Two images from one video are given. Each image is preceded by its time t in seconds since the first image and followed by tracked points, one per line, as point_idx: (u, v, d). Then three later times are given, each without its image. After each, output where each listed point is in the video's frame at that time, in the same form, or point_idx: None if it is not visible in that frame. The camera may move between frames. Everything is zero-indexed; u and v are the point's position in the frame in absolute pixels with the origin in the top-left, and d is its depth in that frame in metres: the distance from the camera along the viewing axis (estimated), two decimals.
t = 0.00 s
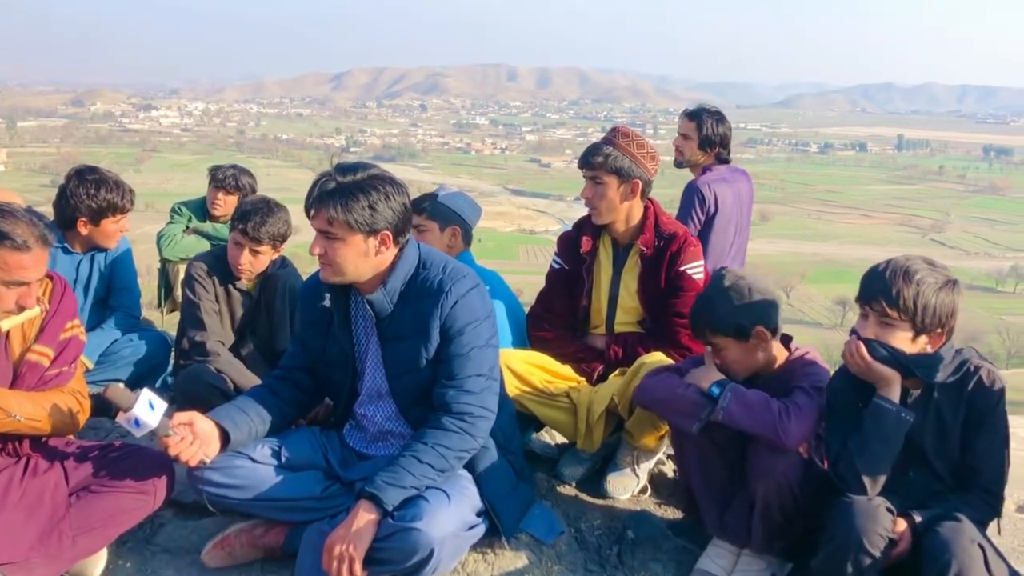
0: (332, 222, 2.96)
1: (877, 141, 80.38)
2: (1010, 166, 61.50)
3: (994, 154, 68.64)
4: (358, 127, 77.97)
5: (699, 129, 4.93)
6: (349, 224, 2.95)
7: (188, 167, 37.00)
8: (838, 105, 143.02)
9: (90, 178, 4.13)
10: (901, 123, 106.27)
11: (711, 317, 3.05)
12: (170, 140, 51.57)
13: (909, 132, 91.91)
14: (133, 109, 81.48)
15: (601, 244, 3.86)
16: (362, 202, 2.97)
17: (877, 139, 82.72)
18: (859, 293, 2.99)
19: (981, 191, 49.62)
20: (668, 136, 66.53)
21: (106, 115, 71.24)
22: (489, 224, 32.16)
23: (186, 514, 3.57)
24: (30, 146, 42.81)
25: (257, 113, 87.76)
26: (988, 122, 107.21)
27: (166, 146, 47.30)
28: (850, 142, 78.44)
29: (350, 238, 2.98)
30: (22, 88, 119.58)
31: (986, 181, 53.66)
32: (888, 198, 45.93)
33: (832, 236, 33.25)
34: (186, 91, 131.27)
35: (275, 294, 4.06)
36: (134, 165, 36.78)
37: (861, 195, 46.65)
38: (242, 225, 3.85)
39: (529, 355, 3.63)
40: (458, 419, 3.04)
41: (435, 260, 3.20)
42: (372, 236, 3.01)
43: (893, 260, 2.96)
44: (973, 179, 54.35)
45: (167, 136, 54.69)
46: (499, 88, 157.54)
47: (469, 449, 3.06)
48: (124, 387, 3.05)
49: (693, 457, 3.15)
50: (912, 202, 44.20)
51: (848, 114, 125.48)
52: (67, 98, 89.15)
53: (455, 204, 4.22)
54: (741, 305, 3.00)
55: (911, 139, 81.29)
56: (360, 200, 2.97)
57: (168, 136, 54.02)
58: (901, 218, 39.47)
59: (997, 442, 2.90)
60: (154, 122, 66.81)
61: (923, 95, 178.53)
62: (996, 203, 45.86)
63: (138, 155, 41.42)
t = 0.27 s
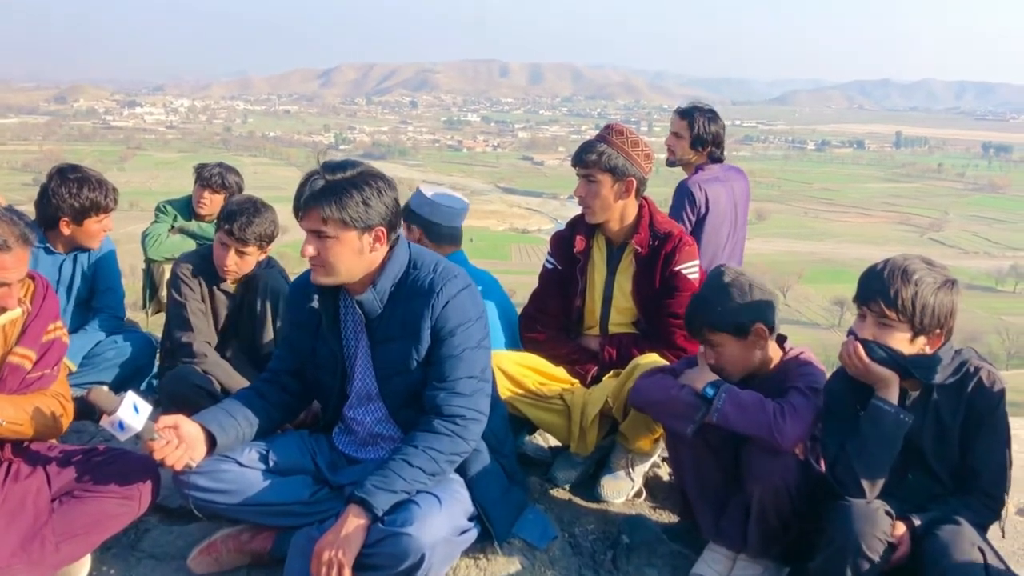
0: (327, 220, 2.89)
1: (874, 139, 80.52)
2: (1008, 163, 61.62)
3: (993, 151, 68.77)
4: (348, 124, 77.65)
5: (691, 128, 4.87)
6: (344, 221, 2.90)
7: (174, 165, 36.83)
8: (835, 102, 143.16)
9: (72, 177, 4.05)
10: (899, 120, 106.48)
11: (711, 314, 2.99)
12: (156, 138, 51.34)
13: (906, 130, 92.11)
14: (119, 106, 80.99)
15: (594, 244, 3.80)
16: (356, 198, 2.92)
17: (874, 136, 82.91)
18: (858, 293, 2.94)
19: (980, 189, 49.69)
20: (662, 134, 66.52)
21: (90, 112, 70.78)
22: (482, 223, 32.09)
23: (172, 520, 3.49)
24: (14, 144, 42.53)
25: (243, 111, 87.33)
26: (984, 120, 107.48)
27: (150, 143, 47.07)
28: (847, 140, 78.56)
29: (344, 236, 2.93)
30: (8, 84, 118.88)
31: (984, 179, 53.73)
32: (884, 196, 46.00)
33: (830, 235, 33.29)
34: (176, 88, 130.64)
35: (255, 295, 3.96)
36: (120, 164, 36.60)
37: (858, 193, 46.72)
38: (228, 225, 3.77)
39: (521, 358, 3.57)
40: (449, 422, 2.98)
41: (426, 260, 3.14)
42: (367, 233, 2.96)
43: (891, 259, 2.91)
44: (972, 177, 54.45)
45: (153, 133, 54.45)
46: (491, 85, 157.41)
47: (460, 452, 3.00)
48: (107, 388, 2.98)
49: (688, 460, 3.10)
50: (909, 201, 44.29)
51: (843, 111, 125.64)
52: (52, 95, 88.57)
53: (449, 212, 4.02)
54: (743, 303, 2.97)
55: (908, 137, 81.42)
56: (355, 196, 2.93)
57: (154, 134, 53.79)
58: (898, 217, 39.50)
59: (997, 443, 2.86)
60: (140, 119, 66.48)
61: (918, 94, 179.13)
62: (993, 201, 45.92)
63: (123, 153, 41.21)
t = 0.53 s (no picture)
0: (324, 216, 2.85)
1: (873, 136, 80.54)
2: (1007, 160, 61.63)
3: (993, 147, 68.75)
4: (340, 121, 77.43)
5: (688, 126, 4.82)
6: (340, 216, 2.87)
7: (159, 163, 36.63)
8: (833, 98, 143.11)
9: (54, 175, 3.98)
10: (898, 117, 106.48)
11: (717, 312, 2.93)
12: (140, 135, 51.04)
13: (905, 126, 92.15)
14: (109, 104, 80.61)
15: (589, 243, 3.73)
16: (351, 192, 2.90)
17: (873, 133, 82.90)
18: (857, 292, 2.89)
19: (980, 186, 49.68)
20: (657, 131, 66.43)
21: (73, 109, 70.32)
22: (476, 221, 32.03)
23: (157, 525, 3.40)
24: None
25: (229, 107, 87.04)
26: (982, 117, 107.56)
27: (135, 140, 46.80)
28: (845, 137, 78.54)
29: (339, 232, 2.89)
30: None
31: (985, 176, 53.67)
32: (883, 194, 46.00)
33: (828, 234, 33.25)
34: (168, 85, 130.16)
35: (237, 294, 3.86)
36: (103, 162, 36.36)
37: (856, 191, 46.69)
38: (203, 227, 3.71)
39: (514, 359, 3.49)
40: (440, 425, 2.91)
41: (416, 259, 3.07)
42: (361, 228, 2.93)
43: (891, 259, 2.85)
44: (973, 174, 54.41)
45: (139, 131, 54.16)
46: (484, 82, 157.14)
47: (452, 456, 2.94)
48: (90, 392, 2.90)
49: (684, 462, 3.04)
50: (908, 199, 44.27)
51: (839, 107, 125.70)
52: (37, 91, 87.95)
53: (423, 214, 3.93)
54: (751, 301, 2.92)
55: (907, 134, 81.41)
56: (350, 189, 2.90)
57: (139, 131, 53.48)
58: (897, 216, 39.48)
59: (1000, 446, 2.80)
60: (125, 116, 66.08)
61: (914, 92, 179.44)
62: (994, 199, 45.88)
63: (107, 150, 40.94)
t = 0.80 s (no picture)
0: (319, 214, 2.84)
1: (869, 134, 80.64)
2: (1003, 157, 61.76)
3: (990, 145, 68.86)
4: (327, 119, 77.15)
5: (681, 124, 4.79)
6: (335, 213, 2.85)
7: (145, 162, 36.45)
8: (828, 96, 143.24)
9: (40, 175, 3.93)
10: (893, 115, 106.70)
11: (732, 300, 2.91)
12: (127, 133, 50.79)
13: (901, 124, 92.31)
14: (92, 101, 80.04)
15: (582, 242, 3.68)
16: (344, 188, 2.88)
17: (869, 131, 83.04)
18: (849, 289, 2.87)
19: (977, 184, 49.74)
20: (650, 130, 66.41)
21: (58, 106, 69.95)
22: (468, 221, 31.96)
23: (144, 530, 3.34)
24: None
25: (216, 104, 86.63)
26: (979, 114, 107.77)
27: (121, 139, 46.58)
28: (841, 135, 78.66)
29: (334, 229, 2.87)
30: None
31: (982, 174, 53.73)
32: (878, 193, 46.07)
33: (824, 234, 33.27)
34: (158, 82, 129.49)
35: (225, 294, 3.81)
36: (88, 160, 36.17)
37: (852, 190, 46.73)
38: (185, 229, 3.66)
39: (506, 360, 3.45)
40: (431, 426, 2.88)
41: (407, 259, 3.03)
42: (354, 226, 2.91)
43: (891, 259, 2.82)
44: (970, 173, 54.46)
45: (125, 129, 53.89)
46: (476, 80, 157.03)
47: (443, 458, 2.90)
48: (76, 395, 2.85)
49: (678, 465, 3.01)
50: (904, 198, 44.33)
51: (835, 105, 125.91)
52: (22, 88, 87.52)
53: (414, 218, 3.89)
54: (766, 296, 2.92)
55: (903, 132, 81.50)
56: (343, 186, 2.89)
57: (125, 129, 53.22)
58: (893, 214, 39.54)
59: (999, 447, 2.77)
60: (110, 114, 65.75)
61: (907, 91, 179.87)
62: (990, 197, 45.95)
63: (92, 149, 40.74)
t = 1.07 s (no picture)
0: (311, 212, 2.79)
1: (866, 132, 80.71)
2: (1000, 155, 61.90)
3: (988, 143, 68.91)
4: (316, 116, 76.79)
5: (671, 121, 4.75)
6: (327, 210, 2.81)
7: (130, 160, 36.28)
8: (824, 93, 143.37)
9: (23, 173, 3.87)
10: (889, 112, 106.89)
11: (741, 293, 2.87)
12: (112, 131, 50.52)
13: (898, 122, 92.46)
14: (77, 98, 79.50)
15: (576, 242, 3.64)
16: (335, 185, 2.85)
17: (866, 129, 83.13)
18: (856, 287, 2.77)
19: (974, 182, 49.77)
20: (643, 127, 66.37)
21: (42, 103, 69.52)
22: (460, 220, 31.89)
23: (130, 534, 3.28)
24: None
25: (203, 102, 86.19)
26: (975, 111, 108.05)
27: (106, 137, 46.32)
28: (837, 133, 78.75)
29: (326, 227, 2.83)
30: None
31: (980, 172, 53.74)
32: (875, 191, 46.11)
33: (821, 233, 33.27)
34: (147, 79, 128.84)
35: (216, 295, 3.75)
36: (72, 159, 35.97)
37: (847, 188, 46.78)
38: (176, 226, 3.60)
39: (500, 362, 3.40)
40: (422, 429, 2.83)
41: (397, 259, 2.99)
42: (346, 224, 2.88)
43: (894, 255, 2.71)
44: (968, 171, 54.49)
45: (110, 126, 53.62)
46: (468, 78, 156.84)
47: (434, 462, 2.85)
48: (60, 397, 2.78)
49: (673, 468, 2.97)
50: (900, 196, 44.38)
51: (830, 103, 126.13)
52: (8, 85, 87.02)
53: (410, 218, 3.84)
54: (772, 291, 2.90)
55: (900, 129, 81.66)
56: (333, 183, 2.85)
57: (110, 127, 52.94)
58: (890, 213, 39.62)
59: (996, 443, 2.70)
60: (94, 111, 65.42)
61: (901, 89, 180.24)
62: (987, 195, 46.03)
63: (77, 147, 40.56)
